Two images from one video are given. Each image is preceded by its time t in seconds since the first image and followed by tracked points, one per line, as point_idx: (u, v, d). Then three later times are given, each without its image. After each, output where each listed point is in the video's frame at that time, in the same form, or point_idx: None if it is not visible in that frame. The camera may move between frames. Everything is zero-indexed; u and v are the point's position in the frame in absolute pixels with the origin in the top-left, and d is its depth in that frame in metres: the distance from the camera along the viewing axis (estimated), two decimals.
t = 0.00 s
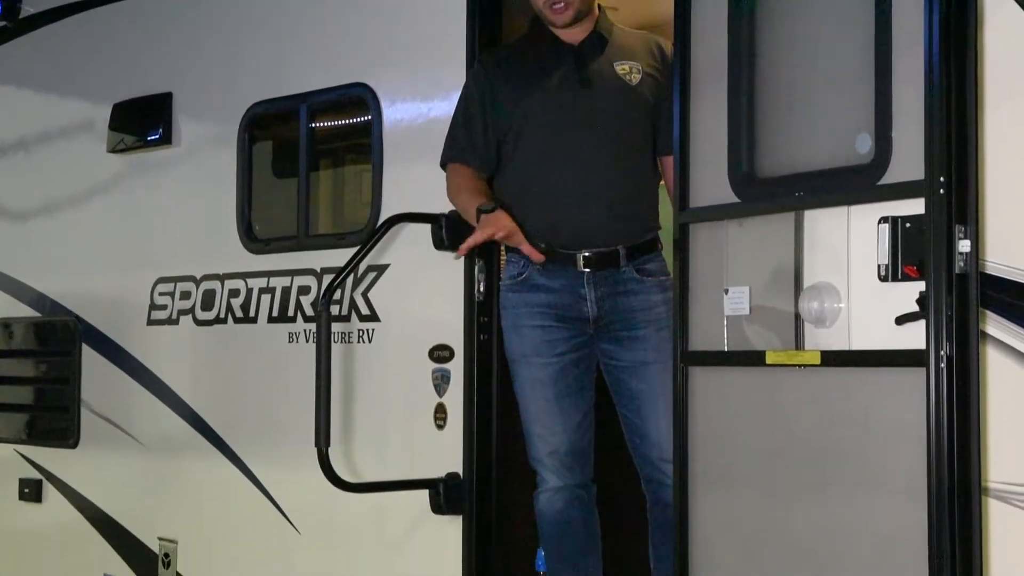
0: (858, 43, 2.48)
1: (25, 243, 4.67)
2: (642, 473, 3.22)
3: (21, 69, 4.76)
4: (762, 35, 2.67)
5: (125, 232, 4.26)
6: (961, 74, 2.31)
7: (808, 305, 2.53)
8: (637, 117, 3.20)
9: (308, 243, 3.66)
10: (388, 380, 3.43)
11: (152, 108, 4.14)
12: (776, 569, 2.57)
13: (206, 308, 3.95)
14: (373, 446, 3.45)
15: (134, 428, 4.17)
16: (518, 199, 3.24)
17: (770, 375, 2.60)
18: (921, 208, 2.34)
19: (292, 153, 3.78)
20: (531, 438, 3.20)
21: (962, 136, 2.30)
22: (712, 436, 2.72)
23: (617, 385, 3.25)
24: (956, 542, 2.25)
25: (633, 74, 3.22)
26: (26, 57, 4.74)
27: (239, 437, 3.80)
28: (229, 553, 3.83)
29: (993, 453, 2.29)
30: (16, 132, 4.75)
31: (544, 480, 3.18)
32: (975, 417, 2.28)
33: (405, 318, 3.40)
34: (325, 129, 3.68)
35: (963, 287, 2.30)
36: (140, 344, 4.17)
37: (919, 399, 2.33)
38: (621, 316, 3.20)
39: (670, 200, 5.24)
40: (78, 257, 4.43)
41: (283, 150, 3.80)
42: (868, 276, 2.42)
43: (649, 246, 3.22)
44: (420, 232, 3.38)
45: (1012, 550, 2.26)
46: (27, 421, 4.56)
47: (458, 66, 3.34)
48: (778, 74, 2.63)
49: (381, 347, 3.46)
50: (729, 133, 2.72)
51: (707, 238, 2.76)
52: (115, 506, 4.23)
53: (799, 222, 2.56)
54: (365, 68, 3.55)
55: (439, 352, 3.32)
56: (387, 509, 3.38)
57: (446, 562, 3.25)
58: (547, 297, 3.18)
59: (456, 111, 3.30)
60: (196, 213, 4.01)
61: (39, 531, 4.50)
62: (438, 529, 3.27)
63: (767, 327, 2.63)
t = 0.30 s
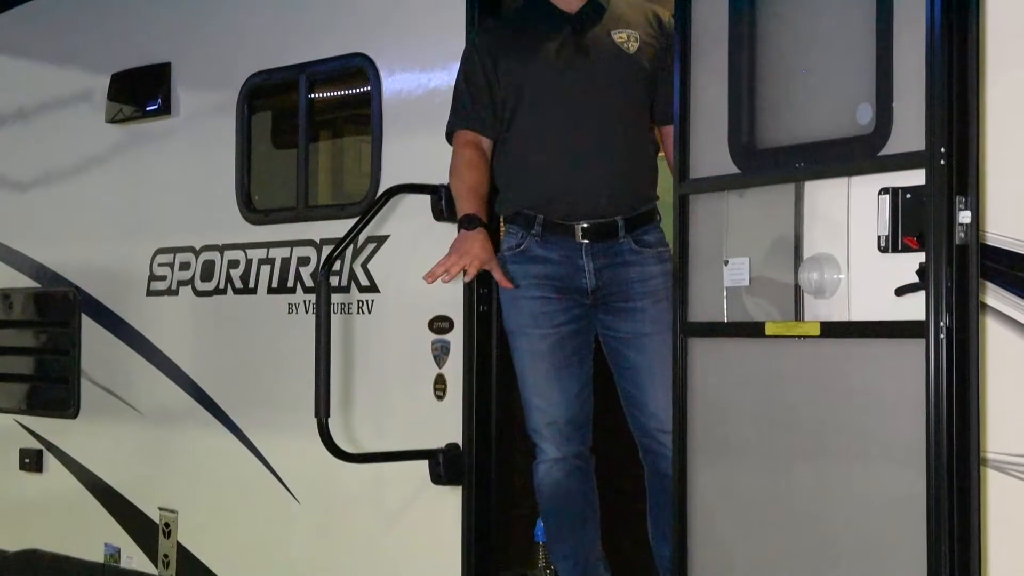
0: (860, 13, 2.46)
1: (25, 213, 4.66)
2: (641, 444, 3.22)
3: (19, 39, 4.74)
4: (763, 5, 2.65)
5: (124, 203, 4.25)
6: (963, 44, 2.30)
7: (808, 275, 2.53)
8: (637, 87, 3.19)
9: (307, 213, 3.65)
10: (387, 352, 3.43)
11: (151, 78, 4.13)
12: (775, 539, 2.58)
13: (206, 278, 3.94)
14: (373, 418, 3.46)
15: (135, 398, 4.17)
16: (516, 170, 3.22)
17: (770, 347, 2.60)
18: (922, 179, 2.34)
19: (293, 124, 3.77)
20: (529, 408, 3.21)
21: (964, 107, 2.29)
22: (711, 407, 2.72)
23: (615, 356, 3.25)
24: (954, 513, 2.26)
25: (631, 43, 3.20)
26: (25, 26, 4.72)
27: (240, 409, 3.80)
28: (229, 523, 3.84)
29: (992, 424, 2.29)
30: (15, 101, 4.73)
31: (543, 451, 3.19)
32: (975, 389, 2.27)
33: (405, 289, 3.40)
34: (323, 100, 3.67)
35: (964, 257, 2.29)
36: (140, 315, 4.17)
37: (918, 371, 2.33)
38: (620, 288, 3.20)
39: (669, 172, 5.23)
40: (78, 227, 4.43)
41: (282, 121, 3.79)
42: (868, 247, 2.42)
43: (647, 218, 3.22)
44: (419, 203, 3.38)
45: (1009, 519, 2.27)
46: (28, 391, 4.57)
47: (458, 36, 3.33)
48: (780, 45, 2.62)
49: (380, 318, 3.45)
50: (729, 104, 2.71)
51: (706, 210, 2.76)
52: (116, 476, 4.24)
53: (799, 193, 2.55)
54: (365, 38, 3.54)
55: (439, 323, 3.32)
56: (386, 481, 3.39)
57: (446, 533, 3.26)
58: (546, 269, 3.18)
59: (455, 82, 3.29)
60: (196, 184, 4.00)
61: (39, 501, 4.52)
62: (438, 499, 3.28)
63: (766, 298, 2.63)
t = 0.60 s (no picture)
0: None
1: (25, 179, 4.65)
2: (640, 409, 3.22)
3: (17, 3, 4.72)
4: None
5: (124, 169, 4.24)
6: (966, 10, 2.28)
7: (808, 243, 2.52)
8: (636, 53, 3.16)
9: (307, 180, 3.65)
10: (387, 319, 3.43)
11: (150, 44, 4.11)
12: (774, 506, 2.59)
13: (206, 245, 3.94)
14: (373, 385, 3.46)
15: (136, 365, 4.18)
16: (516, 137, 3.22)
17: (771, 315, 2.60)
18: (925, 145, 2.32)
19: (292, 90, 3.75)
20: (528, 376, 3.22)
21: (966, 74, 2.29)
22: (712, 375, 2.72)
23: (615, 322, 3.25)
24: (953, 480, 2.26)
25: (628, 9, 3.16)
26: None
27: (240, 376, 3.80)
28: (230, 489, 3.85)
29: (991, 390, 2.30)
30: (13, 66, 4.71)
31: (542, 418, 3.20)
32: (975, 355, 2.28)
33: (406, 256, 3.39)
34: (324, 66, 3.66)
35: (964, 224, 2.30)
36: (141, 282, 4.16)
37: (919, 337, 2.33)
38: (618, 255, 3.19)
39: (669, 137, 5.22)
40: (77, 193, 4.42)
41: (282, 87, 3.77)
42: (868, 214, 2.42)
43: (644, 184, 3.19)
44: (419, 169, 3.37)
45: (1008, 486, 2.27)
46: (29, 357, 4.58)
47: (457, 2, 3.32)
48: (782, 11, 2.60)
49: (380, 285, 3.45)
50: (731, 70, 2.69)
51: (707, 176, 2.75)
52: (118, 442, 4.24)
53: (801, 160, 2.54)
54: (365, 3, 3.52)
55: (439, 290, 3.32)
56: (386, 447, 3.40)
57: (447, 499, 3.27)
58: (544, 237, 3.19)
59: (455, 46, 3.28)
60: (195, 151, 3.99)
61: (40, 466, 4.53)
62: (438, 466, 3.28)
63: (765, 266, 2.63)
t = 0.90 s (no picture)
0: None
1: (25, 144, 4.64)
2: (640, 373, 3.23)
3: None
4: None
5: (124, 134, 4.23)
6: None
7: (809, 208, 2.52)
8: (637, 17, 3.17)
9: (308, 144, 3.64)
10: (387, 284, 3.42)
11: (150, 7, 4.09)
12: (774, 471, 2.59)
13: (206, 210, 3.93)
14: (373, 350, 3.45)
15: (136, 329, 4.18)
16: (517, 100, 3.21)
17: (771, 280, 2.59)
18: (926, 109, 2.32)
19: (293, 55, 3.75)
20: (529, 341, 3.24)
21: (969, 38, 2.27)
22: (713, 338, 2.71)
23: (615, 286, 3.25)
24: (953, 444, 2.27)
25: None
26: None
27: (241, 341, 3.81)
28: (231, 453, 3.86)
29: (992, 356, 2.28)
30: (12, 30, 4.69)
31: (543, 383, 3.21)
32: (976, 320, 2.28)
33: (406, 220, 3.38)
34: (323, 30, 3.66)
35: (967, 188, 2.29)
36: (141, 246, 4.16)
37: (920, 302, 2.33)
38: (619, 219, 3.19)
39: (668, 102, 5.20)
40: (77, 158, 4.41)
41: (283, 51, 3.77)
42: (869, 179, 2.41)
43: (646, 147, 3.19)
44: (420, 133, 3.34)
45: (1008, 453, 2.26)
46: (30, 321, 4.58)
47: None
48: None
49: (380, 250, 3.44)
50: (733, 34, 2.67)
51: (709, 140, 2.74)
52: (119, 407, 4.25)
53: (803, 124, 2.53)
54: None
55: (439, 255, 3.30)
56: (386, 412, 3.40)
57: (447, 463, 3.27)
58: (545, 202, 3.18)
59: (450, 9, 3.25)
60: (196, 115, 3.98)
61: (41, 430, 4.54)
62: (439, 430, 3.29)
63: (766, 230, 2.62)
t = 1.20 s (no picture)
0: None
1: (25, 106, 4.62)
2: (641, 338, 3.23)
3: None
4: None
5: (124, 96, 4.21)
6: None
7: (810, 171, 2.50)
8: None
9: (307, 106, 3.63)
10: (386, 247, 3.41)
11: None
12: (774, 434, 2.60)
13: (206, 172, 3.92)
14: (373, 313, 3.44)
15: (137, 292, 4.18)
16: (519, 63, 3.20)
17: (772, 243, 2.59)
18: (929, 72, 2.32)
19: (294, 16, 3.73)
20: (528, 305, 3.25)
21: None
22: (713, 302, 2.70)
23: (616, 251, 3.26)
24: (953, 406, 2.28)
25: None
26: None
27: (241, 305, 3.81)
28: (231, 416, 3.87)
29: (993, 318, 2.29)
30: None
31: (542, 347, 3.24)
32: (977, 283, 2.29)
33: (405, 184, 3.35)
34: None
35: (969, 151, 2.29)
36: (141, 208, 4.15)
37: (920, 265, 2.34)
38: (617, 183, 3.19)
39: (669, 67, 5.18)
40: (77, 120, 4.39)
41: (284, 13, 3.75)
42: (872, 141, 2.40)
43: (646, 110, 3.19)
44: (419, 96, 3.32)
45: (1008, 415, 2.27)
46: (31, 284, 4.58)
47: None
48: None
49: (380, 213, 3.42)
50: None
51: (711, 102, 2.71)
52: (120, 369, 4.26)
53: (804, 86, 2.52)
54: None
55: (439, 219, 3.28)
56: (387, 375, 3.40)
57: (447, 426, 3.28)
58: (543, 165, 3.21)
59: None
60: (195, 77, 3.96)
61: (43, 392, 4.56)
62: (439, 393, 3.29)
63: (768, 194, 2.61)
